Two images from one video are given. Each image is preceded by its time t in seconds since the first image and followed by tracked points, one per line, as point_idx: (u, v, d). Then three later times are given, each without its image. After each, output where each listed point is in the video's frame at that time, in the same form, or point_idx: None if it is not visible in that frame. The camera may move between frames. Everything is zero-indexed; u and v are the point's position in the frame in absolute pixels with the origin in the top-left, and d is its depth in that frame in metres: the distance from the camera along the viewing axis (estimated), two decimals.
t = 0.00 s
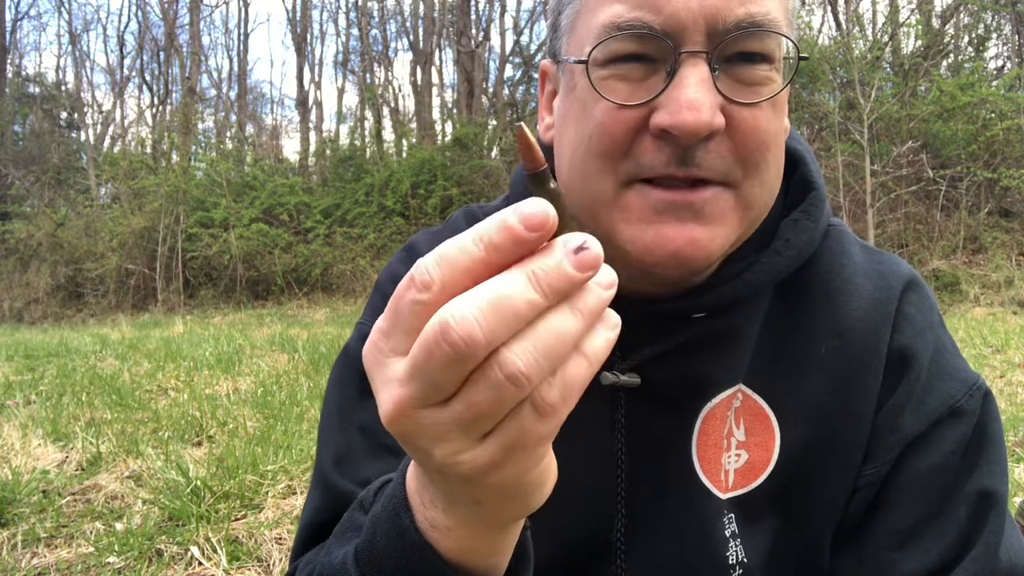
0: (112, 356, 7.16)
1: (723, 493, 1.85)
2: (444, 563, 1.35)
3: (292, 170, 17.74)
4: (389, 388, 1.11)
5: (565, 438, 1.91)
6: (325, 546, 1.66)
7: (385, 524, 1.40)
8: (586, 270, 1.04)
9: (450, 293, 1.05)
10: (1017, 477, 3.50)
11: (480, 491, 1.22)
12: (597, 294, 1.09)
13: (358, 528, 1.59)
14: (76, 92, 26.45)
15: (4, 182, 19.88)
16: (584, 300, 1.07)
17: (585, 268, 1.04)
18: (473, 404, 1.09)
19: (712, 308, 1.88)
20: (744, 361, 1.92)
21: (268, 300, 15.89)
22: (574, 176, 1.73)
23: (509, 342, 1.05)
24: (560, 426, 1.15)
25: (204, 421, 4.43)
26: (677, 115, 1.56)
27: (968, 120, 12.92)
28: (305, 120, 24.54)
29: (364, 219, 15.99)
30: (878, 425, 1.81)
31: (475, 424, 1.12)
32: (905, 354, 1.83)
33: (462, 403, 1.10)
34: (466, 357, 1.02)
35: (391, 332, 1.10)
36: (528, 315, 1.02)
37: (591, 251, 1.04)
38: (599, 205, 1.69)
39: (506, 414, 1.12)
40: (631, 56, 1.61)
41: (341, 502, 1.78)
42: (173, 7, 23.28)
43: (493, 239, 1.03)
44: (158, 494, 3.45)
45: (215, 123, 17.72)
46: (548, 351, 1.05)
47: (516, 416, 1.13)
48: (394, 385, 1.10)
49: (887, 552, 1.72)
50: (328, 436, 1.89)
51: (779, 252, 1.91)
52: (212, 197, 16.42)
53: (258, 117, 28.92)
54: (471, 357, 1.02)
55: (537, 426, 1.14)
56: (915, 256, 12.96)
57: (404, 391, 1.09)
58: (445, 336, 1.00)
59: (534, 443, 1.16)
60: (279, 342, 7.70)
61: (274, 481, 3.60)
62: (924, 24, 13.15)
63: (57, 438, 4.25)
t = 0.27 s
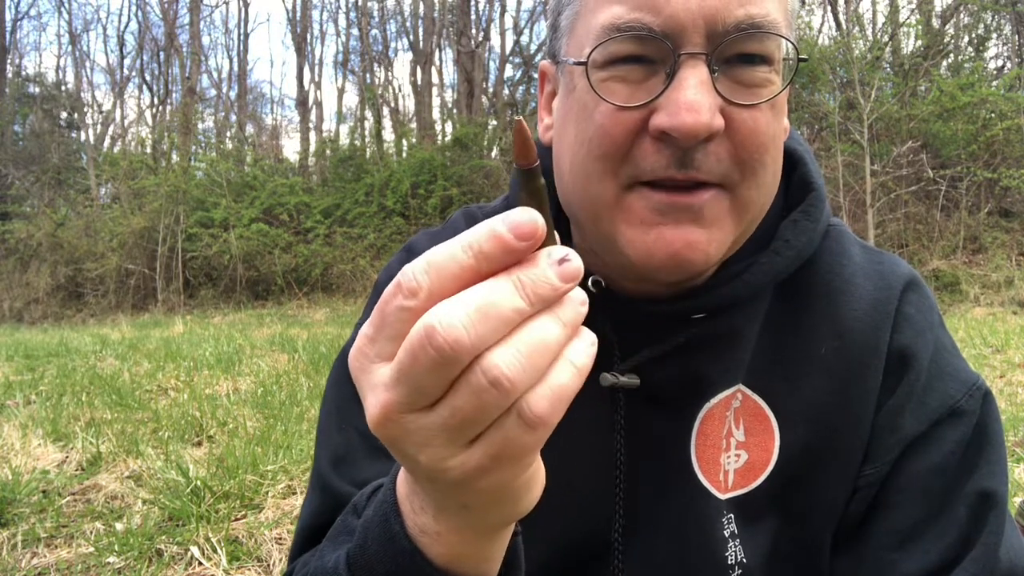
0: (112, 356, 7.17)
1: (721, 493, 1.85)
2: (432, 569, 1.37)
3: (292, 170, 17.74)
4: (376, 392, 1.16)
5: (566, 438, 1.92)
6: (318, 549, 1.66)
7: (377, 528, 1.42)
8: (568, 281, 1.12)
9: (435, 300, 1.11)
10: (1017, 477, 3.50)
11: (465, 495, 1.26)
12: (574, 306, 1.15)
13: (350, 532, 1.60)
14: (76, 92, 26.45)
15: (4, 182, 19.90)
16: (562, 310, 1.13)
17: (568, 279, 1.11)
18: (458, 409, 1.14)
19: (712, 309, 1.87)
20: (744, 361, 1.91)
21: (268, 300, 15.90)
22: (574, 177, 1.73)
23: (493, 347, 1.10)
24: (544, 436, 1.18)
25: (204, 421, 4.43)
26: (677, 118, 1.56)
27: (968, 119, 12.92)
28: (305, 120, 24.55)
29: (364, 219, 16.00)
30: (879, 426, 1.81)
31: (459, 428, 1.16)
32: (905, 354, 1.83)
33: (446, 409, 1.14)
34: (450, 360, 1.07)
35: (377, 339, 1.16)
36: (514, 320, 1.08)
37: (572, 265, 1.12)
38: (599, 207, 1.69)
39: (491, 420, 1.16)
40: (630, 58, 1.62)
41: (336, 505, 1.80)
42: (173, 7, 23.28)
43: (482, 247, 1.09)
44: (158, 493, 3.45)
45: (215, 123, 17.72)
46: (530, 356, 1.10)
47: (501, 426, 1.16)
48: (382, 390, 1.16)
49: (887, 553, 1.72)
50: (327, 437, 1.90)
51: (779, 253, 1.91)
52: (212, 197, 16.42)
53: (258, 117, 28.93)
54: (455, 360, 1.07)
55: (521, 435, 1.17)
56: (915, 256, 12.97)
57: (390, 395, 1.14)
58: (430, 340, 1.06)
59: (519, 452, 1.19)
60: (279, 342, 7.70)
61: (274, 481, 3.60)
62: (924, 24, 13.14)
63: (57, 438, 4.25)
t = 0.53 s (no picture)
0: (112, 356, 7.16)
1: (721, 495, 1.86)
2: None
3: (292, 170, 17.73)
4: (358, 419, 1.22)
5: (565, 440, 1.92)
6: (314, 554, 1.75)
7: (370, 537, 1.49)
8: (542, 292, 1.15)
9: (407, 322, 1.16)
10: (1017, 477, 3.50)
11: (452, 512, 1.31)
12: (551, 316, 1.18)
13: (345, 539, 1.69)
14: (76, 92, 26.45)
15: (4, 182, 19.91)
16: (537, 324, 1.16)
17: (542, 290, 1.15)
18: (437, 433, 1.19)
19: (712, 310, 1.87)
20: (743, 363, 1.91)
21: (268, 300, 15.90)
22: (573, 178, 1.73)
23: (468, 369, 1.14)
24: (527, 451, 1.22)
25: (204, 422, 4.44)
26: (675, 120, 1.56)
27: (968, 120, 12.92)
28: (305, 120, 24.55)
29: (364, 219, 16.00)
30: (879, 426, 1.81)
31: (441, 451, 1.21)
32: (905, 354, 1.83)
33: (427, 432, 1.20)
34: (427, 384, 1.12)
35: (355, 367, 1.22)
36: (487, 338, 1.11)
37: (542, 278, 1.15)
38: (598, 208, 1.70)
39: (473, 442, 1.21)
40: (626, 61, 1.62)
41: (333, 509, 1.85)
42: (173, 7, 23.27)
43: (448, 266, 1.12)
44: (158, 493, 3.45)
45: (215, 123, 17.71)
46: (505, 375, 1.14)
47: (484, 445, 1.21)
48: (363, 417, 1.21)
49: (887, 554, 1.72)
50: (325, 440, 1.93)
51: (778, 253, 1.91)
52: (211, 197, 16.41)
53: (258, 117, 28.93)
54: (432, 385, 1.12)
55: (504, 453, 1.22)
56: (915, 256, 12.97)
57: (371, 423, 1.20)
58: (405, 367, 1.10)
59: (503, 470, 1.24)
60: (279, 342, 7.70)
61: (274, 481, 3.60)
62: (924, 24, 13.14)
63: (57, 438, 4.25)
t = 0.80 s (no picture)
0: (112, 356, 7.16)
1: (720, 495, 1.85)
2: None
3: (292, 170, 17.73)
4: (346, 424, 1.22)
5: (563, 441, 1.92)
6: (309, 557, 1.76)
7: (363, 539, 1.52)
8: (532, 289, 1.14)
9: (396, 328, 1.15)
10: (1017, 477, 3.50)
11: (439, 509, 1.32)
12: (543, 313, 1.17)
13: (339, 542, 1.69)
14: (76, 92, 26.44)
15: (4, 182, 19.93)
16: (529, 321, 1.16)
17: (531, 287, 1.14)
18: (427, 434, 1.20)
19: (710, 312, 1.87)
20: (741, 363, 1.91)
21: (268, 300, 15.90)
22: (569, 179, 1.73)
23: (458, 371, 1.14)
24: (514, 448, 1.23)
25: (204, 422, 4.43)
26: (670, 121, 1.56)
27: (968, 120, 12.91)
28: (305, 120, 24.56)
29: (364, 219, 16.01)
30: (877, 427, 1.81)
31: (429, 452, 1.22)
32: (904, 355, 1.83)
33: (416, 434, 1.20)
34: (418, 388, 1.12)
35: (342, 371, 1.21)
36: (477, 339, 1.11)
37: (533, 275, 1.15)
38: (594, 209, 1.70)
39: (462, 443, 1.22)
40: (621, 62, 1.62)
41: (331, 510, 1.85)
42: (174, 7, 23.28)
43: (432, 272, 1.11)
44: (158, 494, 3.44)
45: (215, 123, 17.70)
46: (494, 375, 1.14)
47: (473, 445, 1.22)
48: (351, 421, 1.21)
49: (888, 555, 1.72)
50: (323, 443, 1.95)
51: (777, 254, 1.90)
52: (211, 197, 16.41)
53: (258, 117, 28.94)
54: (422, 388, 1.12)
55: (493, 452, 1.23)
56: (915, 256, 12.97)
57: (360, 426, 1.20)
58: (396, 370, 1.10)
59: (492, 469, 1.25)
60: (279, 342, 7.69)
61: (274, 481, 3.59)
62: (924, 24, 13.13)
63: (57, 438, 4.25)
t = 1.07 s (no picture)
0: (112, 356, 7.16)
1: (718, 495, 1.85)
2: None
3: (292, 170, 17.73)
4: (338, 420, 1.23)
5: (561, 440, 1.92)
6: (302, 558, 1.77)
7: (355, 539, 1.52)
8: (530, 287, 1.14)
9: (389, 326, 1.15)
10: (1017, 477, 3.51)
11: (430, 507, 1.32)
12: (541, 310, 1.17)
13: (333, 541, 1.71)
14: (76, 92, 26.43)
15: (4, 183, 19.94)
16: (526, 317, 1.16)
17: (530, 284, 1.13)
18: (419, 430, 1.20)
19: (707, 311, 1.86)
20: (739, 363, 1.91)
21: (268, 300, 15.90)
22: (564, 179, 1.73)
23: (453, 367, 1.15)
24: (507, 445, 1.24)
25: (204, 421, 4.43)
26: (665, 117, 1.56)
27: (968, 120, 12.91)
28: (305, 120, 24.56)
29: (364, 219, 16.01)
30: (876, 428, 1.81)
31: (422, 448, 1.22)
32: (902, 355, 1.82)
33: (409, 430, 1.20)
34: (413, 383, 1.12)
35: (335, 367, 1.21)
36: (471, 336, 1.11)
37: (532, 272, 1.14)
38: (590, 207, 1.69)
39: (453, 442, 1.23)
40: (617, 59, 1.62)
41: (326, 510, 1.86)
42: (174, 6, 23.25)
43: (426, 271, 1.11)
44: (158, 493, 3.44)
45: (215, 123, 17.68)
46: (488, 372, 1.15)
47: (465, 443, 1.23)
48: (343, 416, 1.22)
49: (886, 555, 1.72)
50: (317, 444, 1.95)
51: (775, 253, 1.90)
52: (211, 197, 16.41)
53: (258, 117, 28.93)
54: (417, 383, 1.13)
55: (484, 449, 1.24)
56: (915, 256, 12.98)
57: (354, 421, 1.21)
58: (391, 364, 1.10)
59: (483, 467, 1.26)
60: (279, 342, 7.69)
61: (274, 481, 3.60)
62: (924, 24, 13.12)
63: (57, 438, 4.25)
